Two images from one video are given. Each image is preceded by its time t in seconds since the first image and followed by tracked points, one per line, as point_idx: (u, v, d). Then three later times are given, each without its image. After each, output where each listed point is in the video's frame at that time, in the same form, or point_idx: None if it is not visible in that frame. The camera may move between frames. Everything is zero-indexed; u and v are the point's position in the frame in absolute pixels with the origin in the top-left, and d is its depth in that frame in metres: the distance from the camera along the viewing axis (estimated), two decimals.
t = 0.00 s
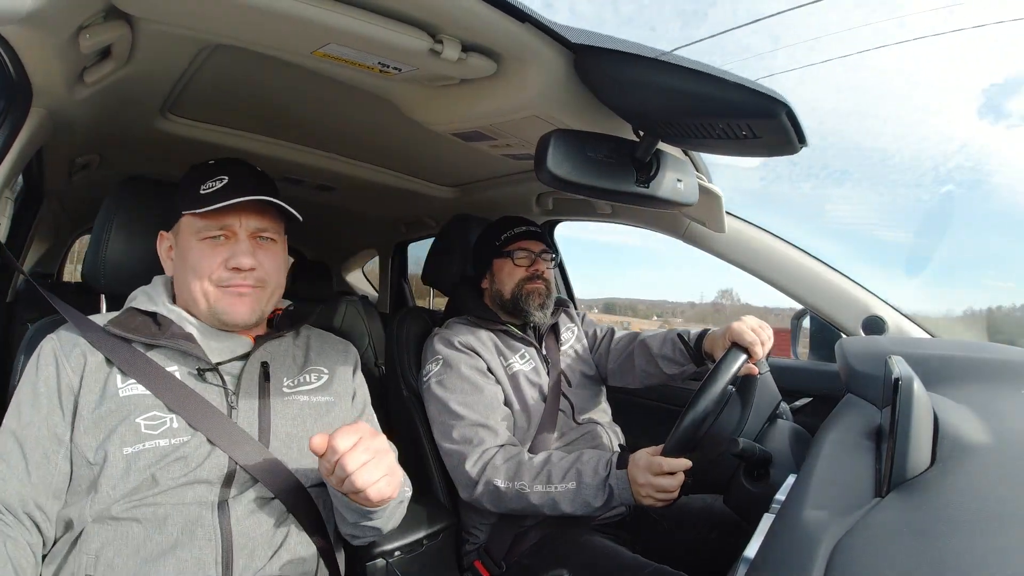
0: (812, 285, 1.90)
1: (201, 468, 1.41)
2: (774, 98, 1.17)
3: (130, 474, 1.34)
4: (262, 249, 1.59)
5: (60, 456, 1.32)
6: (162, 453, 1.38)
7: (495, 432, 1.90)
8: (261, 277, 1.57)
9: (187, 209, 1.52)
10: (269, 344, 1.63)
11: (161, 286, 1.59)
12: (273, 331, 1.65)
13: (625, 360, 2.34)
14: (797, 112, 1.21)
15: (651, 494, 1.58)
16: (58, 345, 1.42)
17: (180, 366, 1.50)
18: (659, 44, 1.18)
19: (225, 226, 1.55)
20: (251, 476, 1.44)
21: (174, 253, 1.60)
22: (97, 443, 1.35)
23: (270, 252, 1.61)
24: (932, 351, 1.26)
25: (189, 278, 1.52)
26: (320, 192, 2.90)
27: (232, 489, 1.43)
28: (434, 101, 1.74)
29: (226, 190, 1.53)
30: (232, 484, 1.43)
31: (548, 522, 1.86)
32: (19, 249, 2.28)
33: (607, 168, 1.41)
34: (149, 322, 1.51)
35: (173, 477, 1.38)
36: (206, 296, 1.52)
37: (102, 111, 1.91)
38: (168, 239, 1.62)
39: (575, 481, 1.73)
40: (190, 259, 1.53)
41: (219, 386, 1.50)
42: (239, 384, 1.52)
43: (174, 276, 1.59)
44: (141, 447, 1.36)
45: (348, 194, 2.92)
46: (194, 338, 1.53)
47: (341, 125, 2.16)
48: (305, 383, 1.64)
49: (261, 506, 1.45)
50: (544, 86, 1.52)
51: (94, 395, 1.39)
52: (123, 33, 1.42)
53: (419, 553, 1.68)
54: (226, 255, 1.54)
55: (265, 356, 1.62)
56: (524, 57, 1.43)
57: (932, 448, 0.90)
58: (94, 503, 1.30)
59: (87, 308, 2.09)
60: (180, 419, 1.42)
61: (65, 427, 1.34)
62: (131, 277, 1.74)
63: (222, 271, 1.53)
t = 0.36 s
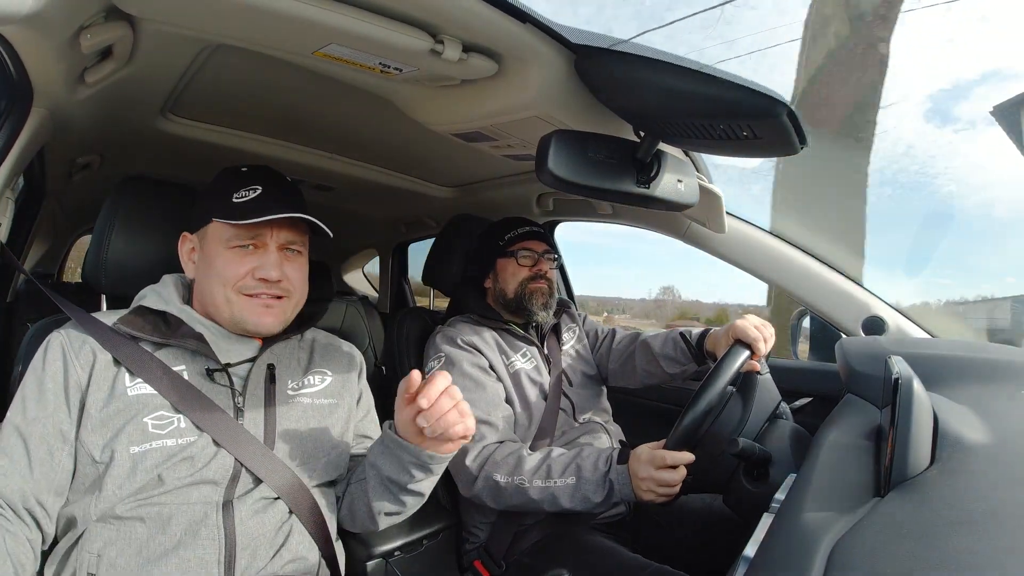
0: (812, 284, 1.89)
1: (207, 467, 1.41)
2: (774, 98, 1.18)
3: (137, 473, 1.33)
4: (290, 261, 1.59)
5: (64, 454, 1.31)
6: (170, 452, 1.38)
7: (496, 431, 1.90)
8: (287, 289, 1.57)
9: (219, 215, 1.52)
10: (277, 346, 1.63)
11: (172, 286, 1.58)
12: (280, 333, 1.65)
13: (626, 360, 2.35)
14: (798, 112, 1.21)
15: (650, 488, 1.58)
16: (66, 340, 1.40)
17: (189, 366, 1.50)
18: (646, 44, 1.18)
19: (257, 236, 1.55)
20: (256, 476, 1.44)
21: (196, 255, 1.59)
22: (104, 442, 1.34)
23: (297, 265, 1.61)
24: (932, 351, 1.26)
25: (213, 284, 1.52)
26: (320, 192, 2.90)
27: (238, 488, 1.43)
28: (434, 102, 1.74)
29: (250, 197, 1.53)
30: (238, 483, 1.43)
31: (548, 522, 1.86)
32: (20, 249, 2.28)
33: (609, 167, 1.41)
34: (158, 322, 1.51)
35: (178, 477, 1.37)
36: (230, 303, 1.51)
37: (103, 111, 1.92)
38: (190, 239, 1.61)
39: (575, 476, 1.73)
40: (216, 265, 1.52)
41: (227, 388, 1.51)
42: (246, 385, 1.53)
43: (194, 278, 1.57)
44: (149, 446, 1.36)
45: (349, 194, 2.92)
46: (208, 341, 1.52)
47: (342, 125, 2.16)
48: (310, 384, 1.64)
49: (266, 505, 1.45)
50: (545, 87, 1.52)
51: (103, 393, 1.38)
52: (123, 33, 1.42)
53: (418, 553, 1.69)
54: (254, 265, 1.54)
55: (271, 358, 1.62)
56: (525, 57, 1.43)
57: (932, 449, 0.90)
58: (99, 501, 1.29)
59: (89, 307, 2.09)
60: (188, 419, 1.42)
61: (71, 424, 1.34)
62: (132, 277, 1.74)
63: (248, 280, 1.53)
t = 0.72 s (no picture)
0: (812, 285, 1.89)
1: (204, 469, 1.41)
2: (774, 98, 1.18)
3: (134, 475, 1.33)
4: (289, 259, 1.60)
5: (61, 456, 1.31)
6: (167, 454, 1.38)
7: (496, 431, 1.90)
8: (286, 287, 1.58)
9: (216, 213, 1.51)
10: (276, 346, 1.63)
11: (168, 285, 1.58)
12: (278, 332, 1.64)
13: (626, 361, 2.34)
14: (797, 112, 1.22)
15: (651, 482, 1.58)
16: (61, 343, 1.40)
17: (186, 366, 1.50)
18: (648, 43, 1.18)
19: (256, 234, 1.55)
20: (254, 476, 1.44)
21: (189, 253, 1.57)
22: (100, 443, 1.34)
23: (295, 263, 1.62)
24: (932, 351, 1.26)
25: (212, 282, 1.51)
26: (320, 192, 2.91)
27: (236, 488, 1.43)
28: (434, 102, 1.74)
29: (248, 190, 1.53)
30: (237, 483, 1.43)
31: (548, 522, 1.87)
32: (21, 250, 2.28)
33: (608, 167, 1.41)
34: (156, 322, 1.51)
35: (176, 478, 1.37)
36: (230, 302, 1.51)
37: (104, 112, 1.92)
38: (181, 237, 1.59)
39: (574, 474, 1.72)
40: (215, 263, 1.52)
41: (223, 387, 1.51)
42: (244, 384, 1.52)
43: (188, 276, 1.56)
44: (144, 448, 1.35)
45: (349, 194, 2.93)
46: (204, 340, 1.53)
47: (343, 125, 2.16)
48: (308, 384, 1.64)
49: (265, 506, 1.45)
50: (544, 87, 1.52)
51: (99, 394, 1.38)
52: (124, 32, 1.43)
53: (418, 553, 1.69)
54: (254, 262, 1.54)
55: (269, 357, 1.61)
56: (525, 57, 1.43)
57: (932, 448, 0.90)
58: (96, 503, 1.29)
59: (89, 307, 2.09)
60: (185, 420, 1.41)
61: (66, 426, 1.33)
62: (132, 276, 1.74)
63: (248, 278, 1.53)
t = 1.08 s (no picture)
0: (812, 286, 1.85)
1: (201, 469, 1.41)
2: (774, 98, 1.18)
3: (131, 475, 1.33)
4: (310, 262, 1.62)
5: (56, 457, 1.32)
6: (163, 454, 1.37)
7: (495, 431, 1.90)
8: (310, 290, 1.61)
9: (246, 224, 1.49)
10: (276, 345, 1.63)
11: (163, 284, 1.58)
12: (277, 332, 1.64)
13: (627, 360, 2.35)
14: (797, 113, 1.22)
15: (655, 476, 1.59)
16: (56, 342, 1.40)
17: (183, 365, 1.50)
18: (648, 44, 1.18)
19: (287, 243, 1.55)
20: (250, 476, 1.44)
21: (206, 261, 1.52)
22: (96, 444, 1.34)
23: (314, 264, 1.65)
24: (931, 351, 1.27)
25: (243, 292, 1.51)
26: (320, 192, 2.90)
27: (232, 489, 1.43)
28: (435, 102, 1.74)
29: (251, 189, 1.54)
30: (232, 484, 1.43)
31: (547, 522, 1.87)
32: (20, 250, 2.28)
33: (607, 166, 1.41)
34: (153, 322, 1.51)
35: (172, 479, 1.37)
36: (263, 311, 1.53)
37: (104, 112, 1.92)
38: (193, 244, 1.53)
39: (574, 467, 1.72)
40: (246, 273, 1.50)
41: (221, 385, 1.50)
42: (240, 382, 1.52)
43: (208, 285, 1.52)
44: (141, 448, 1.35)
45: (350, 194, 2.93)
46: (198, 338, 1.53)
47: (344, 125, 2.16)
48: (305, 383, 1.64)
49: (263, 505, 1.45)
50: (544, 87, 1.52)
51: (93, 396, 1.38)
52: (124, 32, 1.43)
53: (418, 552, 1.69)
54: (284, 271, 1.55)
55: (266, 355, 1.61)
56: (524, 57, 1.43)
57: (932, 448, 0.90)
58: (93, 503, 1.29)
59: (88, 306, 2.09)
60: (180, 420, 1.41)
61: (60, 428, 1.34)
62: (131, 276, 1.75)
63: (280, 286, 1.55)
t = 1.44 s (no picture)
0: (813, 285, 1.88)
1: (203, 474, 1.40)
2: (774, 98, 1.19)
3: (132, 479, 1.33)
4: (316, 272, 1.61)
5: (58, 460, 1.32)
6: (165, 459, 1.37)
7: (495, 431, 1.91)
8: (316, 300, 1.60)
9: (252, 235, 1.48)
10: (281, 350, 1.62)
11: (165, 287, 1.58)
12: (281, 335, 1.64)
13: (630, 363, 2.37)
14: (797, 112, 1.22)
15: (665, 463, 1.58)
16: (56, 344, 1.41)
17: (184, 369, 1.49)
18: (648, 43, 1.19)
19: (293, 254, 1.53)
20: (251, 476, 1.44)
21: (212, 272, 1.51)
22: (97, 448, 1.34)
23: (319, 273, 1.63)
24: (930, 350, 1.27)
25: (248, 304, 1.50)
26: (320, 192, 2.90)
27: (236, 488, 1.43)
28: (435, 102, 1.74)
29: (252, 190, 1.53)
30: (236, 483, 1.43)
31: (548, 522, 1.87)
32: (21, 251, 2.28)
33: (608, 166, 1.41)
34: (154, 326, 1.50)
35: (174, 483, 1.37)
36: (270, 323, 1.51)
37: (105, 111, 1.92)
38: (199, 254, 1.51)
39: (576, 458, 1.72)
40: (252, 285, 1.49)
41: (222, 390, 1.50)
42: (243, 386, 1.51)
43: (214, 295, 1.51)
44: (143, 453, 1.35)
45: (350, 194, 2.93)
46: (200, 341, 1.51)
47: (345, 126, 2.16)
48: (308, 386, 1.64)
49: (264, 506, 1.45)
50: (545, 87, 1.52)
51: (96, 400, 1.38)
52: (124, 32, 1.43)
53: (419, 552, 1.69)
54: (290, 281, 1.53)
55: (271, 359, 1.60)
56: (524, 57, 1.43)
57: (932, 448, 0.90)
58: (95, 506, 1.29)
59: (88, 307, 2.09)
60: (183, 424, 1.41)
61: (63, 429, 1.34)
62: (131, 276, 1.74)
63: (285, 297, 1.53)
